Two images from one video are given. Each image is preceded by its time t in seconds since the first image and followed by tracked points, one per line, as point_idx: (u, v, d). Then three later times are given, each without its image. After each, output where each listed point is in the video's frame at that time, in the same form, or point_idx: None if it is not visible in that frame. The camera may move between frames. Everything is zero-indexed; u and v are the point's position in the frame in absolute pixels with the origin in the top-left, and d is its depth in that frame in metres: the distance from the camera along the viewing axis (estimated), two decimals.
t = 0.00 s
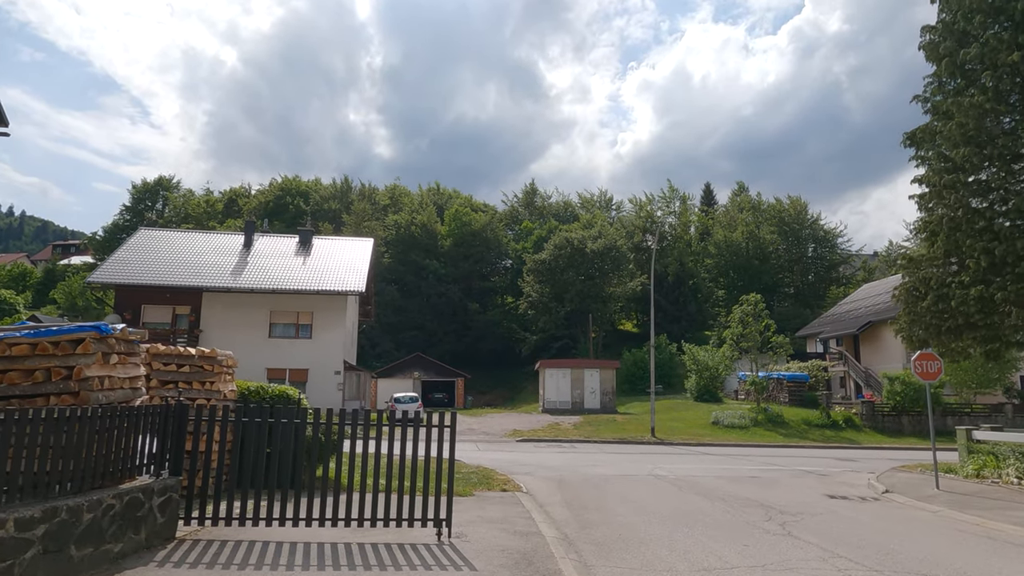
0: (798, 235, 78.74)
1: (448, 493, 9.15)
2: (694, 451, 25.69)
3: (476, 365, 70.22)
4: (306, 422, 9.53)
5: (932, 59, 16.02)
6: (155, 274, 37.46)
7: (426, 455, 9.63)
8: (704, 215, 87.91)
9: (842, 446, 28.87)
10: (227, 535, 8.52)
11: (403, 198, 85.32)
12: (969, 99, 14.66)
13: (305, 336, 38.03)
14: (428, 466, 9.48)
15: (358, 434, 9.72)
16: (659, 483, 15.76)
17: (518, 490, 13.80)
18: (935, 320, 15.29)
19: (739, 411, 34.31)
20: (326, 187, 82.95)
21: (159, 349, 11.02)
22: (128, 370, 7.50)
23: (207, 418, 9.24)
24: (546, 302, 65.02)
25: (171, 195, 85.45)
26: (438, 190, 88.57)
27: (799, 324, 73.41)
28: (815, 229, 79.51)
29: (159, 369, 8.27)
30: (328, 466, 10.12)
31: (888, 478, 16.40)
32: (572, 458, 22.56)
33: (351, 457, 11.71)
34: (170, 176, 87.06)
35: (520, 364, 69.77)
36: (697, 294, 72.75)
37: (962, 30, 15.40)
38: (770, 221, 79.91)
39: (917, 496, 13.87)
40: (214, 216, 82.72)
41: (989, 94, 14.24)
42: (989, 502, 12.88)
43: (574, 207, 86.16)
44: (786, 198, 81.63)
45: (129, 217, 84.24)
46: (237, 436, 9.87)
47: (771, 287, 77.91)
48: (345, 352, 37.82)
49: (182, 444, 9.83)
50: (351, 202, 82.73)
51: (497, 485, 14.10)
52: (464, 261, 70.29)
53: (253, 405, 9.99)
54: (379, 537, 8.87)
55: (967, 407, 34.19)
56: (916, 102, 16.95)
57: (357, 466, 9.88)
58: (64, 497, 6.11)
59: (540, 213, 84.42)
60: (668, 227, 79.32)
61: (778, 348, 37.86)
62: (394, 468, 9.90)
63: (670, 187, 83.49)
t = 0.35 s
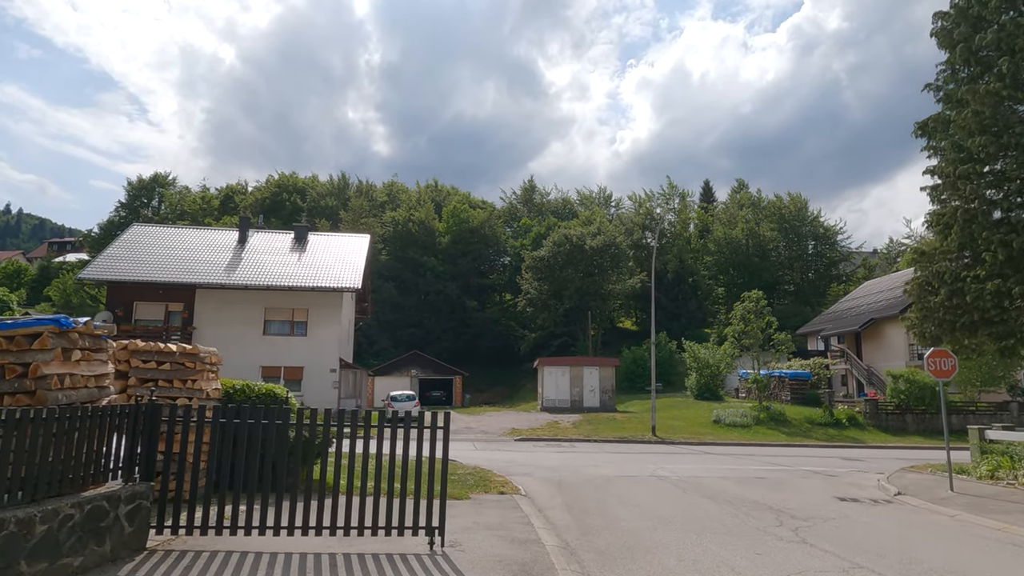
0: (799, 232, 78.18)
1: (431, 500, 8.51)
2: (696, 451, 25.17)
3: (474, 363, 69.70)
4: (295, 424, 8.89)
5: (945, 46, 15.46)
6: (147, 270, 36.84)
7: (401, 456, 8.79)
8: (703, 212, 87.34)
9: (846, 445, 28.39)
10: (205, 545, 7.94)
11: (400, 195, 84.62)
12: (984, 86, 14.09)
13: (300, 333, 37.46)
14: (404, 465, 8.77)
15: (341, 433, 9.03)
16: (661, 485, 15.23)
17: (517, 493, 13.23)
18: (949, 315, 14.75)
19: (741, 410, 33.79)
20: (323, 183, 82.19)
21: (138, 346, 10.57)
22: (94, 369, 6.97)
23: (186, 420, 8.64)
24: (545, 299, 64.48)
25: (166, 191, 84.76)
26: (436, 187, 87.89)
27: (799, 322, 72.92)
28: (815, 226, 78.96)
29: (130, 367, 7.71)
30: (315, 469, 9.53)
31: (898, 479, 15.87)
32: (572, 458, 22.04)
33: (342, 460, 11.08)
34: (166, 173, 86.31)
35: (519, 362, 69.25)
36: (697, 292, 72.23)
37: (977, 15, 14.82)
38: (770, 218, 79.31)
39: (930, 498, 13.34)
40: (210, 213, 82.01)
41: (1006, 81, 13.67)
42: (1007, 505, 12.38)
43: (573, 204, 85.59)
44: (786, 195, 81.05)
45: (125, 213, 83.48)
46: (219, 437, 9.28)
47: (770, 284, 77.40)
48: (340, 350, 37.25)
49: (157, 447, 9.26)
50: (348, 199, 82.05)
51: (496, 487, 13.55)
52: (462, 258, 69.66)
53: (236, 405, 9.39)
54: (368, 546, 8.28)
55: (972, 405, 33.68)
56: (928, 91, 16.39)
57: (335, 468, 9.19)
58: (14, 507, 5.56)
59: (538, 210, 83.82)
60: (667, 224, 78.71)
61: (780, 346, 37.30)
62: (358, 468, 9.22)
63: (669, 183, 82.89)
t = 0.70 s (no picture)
0: (794, 234, 77.88)
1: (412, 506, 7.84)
2: (694, 454, 24.59)
3: (468, 365, 69.07)
4: (275, 427, 8.22)
5: (952, 36, 15.00)
6: (135, 270, 36.10)
7: (372, 458, 8.14)
8: (699, 214, 86.98)
9: (846, 448, 27.88)
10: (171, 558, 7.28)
11: (394, 196, 83.96)
12: (995, 76, 13.60)
13: (291, 334, 36.78)
14: (380, 469, 8.09)
15: (321, 435, 8.31)
16: (660, 490, 14.63)
17: (511, 499, 12.61)
18: (959, 312, 14.22)
19: (739, 412, 33.28)
20: (316, 184, 81.51)
21: (108, 344, 9.94)
22: (43, 366, 6.37)
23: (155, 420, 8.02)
24: (540, 300, 63.92)
25: (158, 192, 83.89)
26: (430, 188, 87.27)
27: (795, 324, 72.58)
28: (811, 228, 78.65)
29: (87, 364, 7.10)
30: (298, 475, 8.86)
31: (905, 483, 15.31)
32: (567, 461, 21.44)
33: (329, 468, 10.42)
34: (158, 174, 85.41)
35: (513, 364, 68.67)
36: (693, 293, 71.82)
37: (985, 3, 14.36)
38: (766, 220, 78.97)
39: (940, 503, 12.78)
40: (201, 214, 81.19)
41: (1018, 69, 13.17)
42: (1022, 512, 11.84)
43: (568, 205, 85.12)
44: (781, 196, 80.76)
45: (116, 214, 82.57)
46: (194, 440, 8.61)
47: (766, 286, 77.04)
48: (331, 351, 36.58)
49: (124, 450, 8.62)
50: (342, 200, 81.32)
51: (489, 493, 12.93)
52: (456, 260, 69.05)
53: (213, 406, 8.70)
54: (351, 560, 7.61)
55: (973, 407, 33.28)
56: (934, 83, 15.92)
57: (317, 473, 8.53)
58: None
59: (533, 212, 83.31)
60: (663, 226, 78.26)
61: (778, 347, 36.82)
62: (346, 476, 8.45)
63: (665, 185, 82.52)
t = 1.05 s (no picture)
0: (794, 240, 77.38)
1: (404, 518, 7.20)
2: (697, 463, 23.93)
3: (466, 372, 68.40)
4: (260, 435, 7.63)
5: (965, 29, 14.51)
6: (127, 275, 35.48)
7: (361, 466, 7.43)
8: (698, 220, 86.51)
9: (851, 456, 27.23)
10: None
11: (392, 202, 83.46)
12: (1011, 70, 13.09)
13: (285, 340, 36.14)
14: (369, 478, 7.31)
15: (309, 441, 7.70)
16: (666, 499, 14.02)
17: (509, 510, 11.97)
18: (978, 314, 13.66)
19: (741, 420, 32.63)
20: (313, 190, 80.99)
21: (82, 346, 9.38)
22: None
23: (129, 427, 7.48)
24: (539, 307, 63.30)
25: (154, 198, 83.30)
26: (429, 194, 86.75)
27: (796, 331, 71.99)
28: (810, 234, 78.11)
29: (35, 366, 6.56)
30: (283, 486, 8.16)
31: (920, 493, 14.68)
32: (567, 470, 20.78)
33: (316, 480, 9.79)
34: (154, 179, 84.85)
35: (511, 371, 68.02)
36: (693, 300, 71.28)
37: None
38: (766, 226, 78.41)
39: (960, 514, 12.17)
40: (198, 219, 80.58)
41: None
42: None
43: (567, 212, 84.64)
44: (781, 203, 80.33)
45: (111, 220, 82.02)
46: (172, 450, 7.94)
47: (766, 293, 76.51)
48: (326, 358, 35.93)
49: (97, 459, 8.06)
50: (339, 206, 80.76)
51: (487, 503, 12.27)
52: (454, 266, 68.46)
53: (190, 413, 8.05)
54: None
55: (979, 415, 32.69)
56: (947, 78, 15.40)
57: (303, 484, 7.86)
58: None
59: (532, 218, 82.80)
60: (662, 232, 77.72)
61: (780, 353, 36.22)
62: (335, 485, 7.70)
63: (664, 191, 82.06)
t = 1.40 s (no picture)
0: (793, 245, 76.93)
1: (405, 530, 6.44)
2: (699, 470, 23.33)
3: (463, 378, 67.78)
4: (242, 445, 6.89)
5: (978, 21, 14.01)
6: (118, 278, 34.85)
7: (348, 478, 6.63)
8: (696, 224, 86.07)
9: (856, 463, 26.65)
10: None
11: (389, 206, 83.01)
12: None
13: (279, 345, 35.52)
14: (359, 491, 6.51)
15: (297, 451, 6.95)
16: (670, 511, 13.39)
17: (507, 523, 11.32)
18: (996, 317, 13.09)
19: (743, 426, 32.05)
20: (310, 194, 80.50)
21: (51, 349, 8.79)
22: None
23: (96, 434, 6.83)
24: (536, 311, 62.71)
25: (150, 202, 82.64)
26: (426, 199, 86.21)
27: (795, 336, 71.51)
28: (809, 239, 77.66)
29: None
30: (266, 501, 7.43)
31: (934, 503, 14.10)
32: (566, 478, 20.15)
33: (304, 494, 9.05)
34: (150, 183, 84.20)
35: (509, 376, 67.41)
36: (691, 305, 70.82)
37: None
38: (765, 230, 77.90)
39: (981, 526, 11.59)
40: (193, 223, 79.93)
41: None
42: None
43: (565, 216, 84.15)
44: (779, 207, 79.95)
45: (106, 224, 81.37)
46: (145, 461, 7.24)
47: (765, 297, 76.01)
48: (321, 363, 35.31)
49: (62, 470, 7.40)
50: (335, 210, 80.16)
51: (484, 515, 11.61)
52: (451, 270, 67.86)
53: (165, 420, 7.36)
54: None
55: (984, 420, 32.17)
56: (959, 73, 14.91)
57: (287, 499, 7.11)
58: None
59: (530, 222, 82.29)
60: (661, 237, 77.24)
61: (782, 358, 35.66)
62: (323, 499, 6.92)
63: (662, 195, 81.60)
